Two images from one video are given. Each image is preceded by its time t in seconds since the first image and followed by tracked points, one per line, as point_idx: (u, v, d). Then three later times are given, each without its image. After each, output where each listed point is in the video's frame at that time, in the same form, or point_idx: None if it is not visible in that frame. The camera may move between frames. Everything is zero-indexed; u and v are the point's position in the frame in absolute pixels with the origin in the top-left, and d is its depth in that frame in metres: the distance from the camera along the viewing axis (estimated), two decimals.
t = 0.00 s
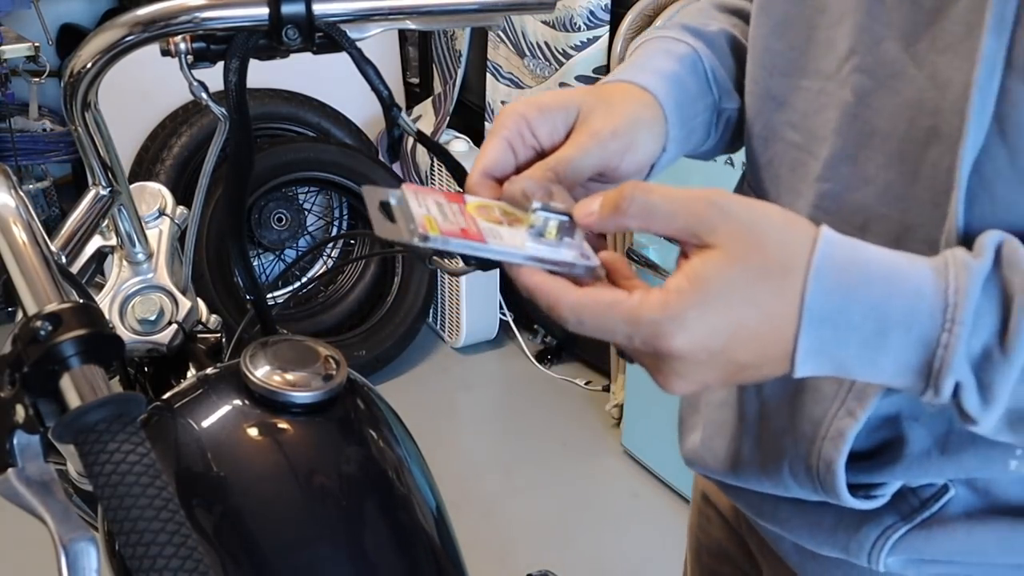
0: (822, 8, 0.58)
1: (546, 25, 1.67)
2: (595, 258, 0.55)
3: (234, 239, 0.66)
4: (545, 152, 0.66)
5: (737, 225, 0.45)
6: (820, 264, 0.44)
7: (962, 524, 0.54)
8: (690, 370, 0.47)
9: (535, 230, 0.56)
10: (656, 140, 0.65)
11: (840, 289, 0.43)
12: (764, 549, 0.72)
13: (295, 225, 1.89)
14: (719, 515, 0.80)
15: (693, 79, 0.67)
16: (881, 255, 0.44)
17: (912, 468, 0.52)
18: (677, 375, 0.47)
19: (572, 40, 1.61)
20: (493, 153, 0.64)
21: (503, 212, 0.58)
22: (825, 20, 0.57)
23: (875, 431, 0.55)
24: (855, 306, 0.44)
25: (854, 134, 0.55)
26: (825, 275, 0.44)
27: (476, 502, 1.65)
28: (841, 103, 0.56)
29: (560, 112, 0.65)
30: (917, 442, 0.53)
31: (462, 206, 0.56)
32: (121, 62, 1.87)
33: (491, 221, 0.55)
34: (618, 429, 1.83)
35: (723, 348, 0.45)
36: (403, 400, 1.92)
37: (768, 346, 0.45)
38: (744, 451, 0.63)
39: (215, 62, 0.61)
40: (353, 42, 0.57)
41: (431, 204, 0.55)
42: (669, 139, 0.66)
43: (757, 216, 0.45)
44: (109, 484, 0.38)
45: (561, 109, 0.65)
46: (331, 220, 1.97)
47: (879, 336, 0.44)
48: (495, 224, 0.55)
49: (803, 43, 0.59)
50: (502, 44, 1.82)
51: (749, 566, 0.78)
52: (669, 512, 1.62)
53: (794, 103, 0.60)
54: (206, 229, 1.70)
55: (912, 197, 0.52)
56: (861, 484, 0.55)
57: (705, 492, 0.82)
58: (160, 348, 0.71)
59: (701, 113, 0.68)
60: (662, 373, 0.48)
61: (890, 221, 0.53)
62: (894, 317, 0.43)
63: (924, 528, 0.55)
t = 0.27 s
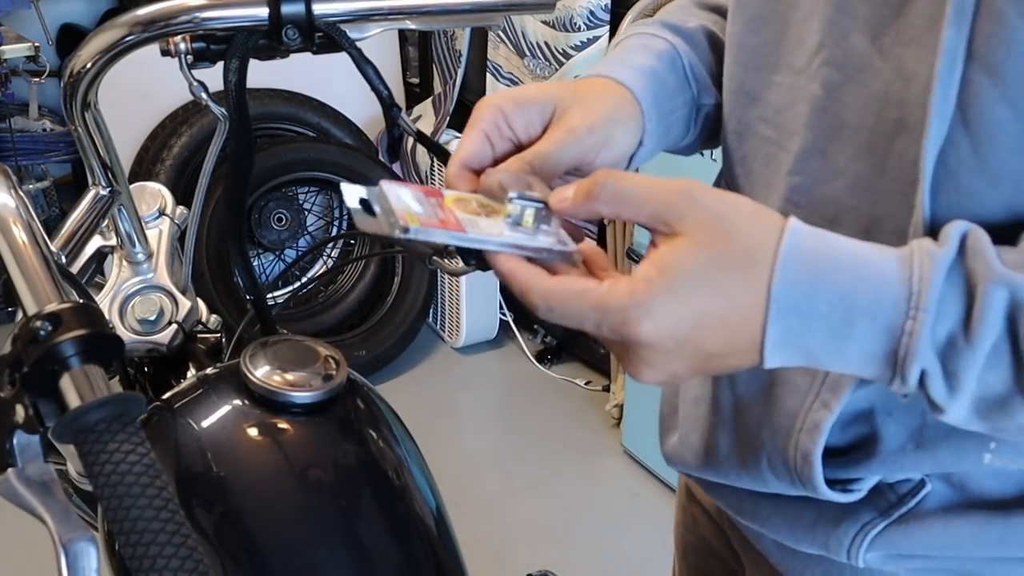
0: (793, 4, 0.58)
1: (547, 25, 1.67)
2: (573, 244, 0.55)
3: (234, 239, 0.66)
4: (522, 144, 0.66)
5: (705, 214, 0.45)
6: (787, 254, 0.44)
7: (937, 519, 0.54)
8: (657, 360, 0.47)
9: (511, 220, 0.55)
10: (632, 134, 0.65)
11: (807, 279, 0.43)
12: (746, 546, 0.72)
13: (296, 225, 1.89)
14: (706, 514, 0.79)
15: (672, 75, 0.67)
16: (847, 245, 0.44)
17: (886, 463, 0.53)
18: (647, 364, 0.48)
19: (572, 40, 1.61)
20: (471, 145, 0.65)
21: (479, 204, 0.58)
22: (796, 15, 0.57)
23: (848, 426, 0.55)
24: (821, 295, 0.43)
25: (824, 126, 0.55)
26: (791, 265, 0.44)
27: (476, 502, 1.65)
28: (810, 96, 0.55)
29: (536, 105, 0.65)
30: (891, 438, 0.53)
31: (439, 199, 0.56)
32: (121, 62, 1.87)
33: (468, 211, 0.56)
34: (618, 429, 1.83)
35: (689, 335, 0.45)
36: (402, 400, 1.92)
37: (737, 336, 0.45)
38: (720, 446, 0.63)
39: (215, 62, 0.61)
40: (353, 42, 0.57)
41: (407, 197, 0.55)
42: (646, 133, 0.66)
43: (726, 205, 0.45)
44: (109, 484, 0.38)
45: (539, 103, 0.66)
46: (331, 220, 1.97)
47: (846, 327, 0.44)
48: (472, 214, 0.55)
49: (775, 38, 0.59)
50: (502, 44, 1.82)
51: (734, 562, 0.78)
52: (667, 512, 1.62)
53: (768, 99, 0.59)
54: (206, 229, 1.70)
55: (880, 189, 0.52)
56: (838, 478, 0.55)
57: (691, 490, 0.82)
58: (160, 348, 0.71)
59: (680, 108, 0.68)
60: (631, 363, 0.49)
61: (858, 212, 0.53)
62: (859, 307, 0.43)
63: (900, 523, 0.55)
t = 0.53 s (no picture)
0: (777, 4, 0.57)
1: (547, 25, 1.67)
2: (559, 248, 0.56)
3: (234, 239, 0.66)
4: (509, 144, 0.67)
5: (682, 220, 0.45)
6: (768, 259, 0.44)
7: (925, 513, 0.54)
8: (643, 360, 0.47)
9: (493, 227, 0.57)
10: (617, 133, 0.65)
11: (788, 282, 0.44)
12: (739, 545, 0.71)
13: (295, 225, 1.89)
14: (699, 511, 0.79)
15: (657, 75, 0.67)
16: (826, 248, 0.44)
17: (875, 458, 0.53)
18: (633, 365, 0.47)
19: (572, 40, 1.61)
20: (456, 146, 0.66)
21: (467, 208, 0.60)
22: (781, 15, 0.57)
23: (837, 422, 0.55)
24: (802, 298, 0.44)
25: (809, 125, 0.55)
26: (771, 268, 0.44)
27: (476, 501, 1.65)
28: (797, 96, 0.55)
29: (521, 105, 0.66)
30: (879, 433, 0.53)
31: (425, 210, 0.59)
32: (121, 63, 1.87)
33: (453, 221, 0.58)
34: (618, 429, 1.83)
35: (671, 341, 0.45)
36: (402, 400, 1.92)
37: (723, 337, 0.45)
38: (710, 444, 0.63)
39: (215, 62, 0.61)
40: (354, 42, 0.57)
41: (393, 212, 0.58)
42: (631, 132, 0.66)
43: (701, 212, 0.45)
44: (109, 484, 0.38)
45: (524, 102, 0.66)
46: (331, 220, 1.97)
47: (830, 329, 0.44)
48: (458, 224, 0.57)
49: (760, 38, 0.59)
50: (502, 44, 1.83)
51: (726, 557, 0.78)
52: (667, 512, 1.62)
53: (751, 98, 0.60)
54: (206, 229, 1.70)
55: (863, 187, 0.52)
56: (828, 474, 0.55)
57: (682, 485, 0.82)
58: (161, 348, 0.71)
59: (666, 108, 0.68)
60: (618, 365, 0.48)
61: (843, 211, 0.53)
62: (842, 308, 0.43)
63: (889, 517, 0.55)
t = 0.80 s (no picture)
0: (769, 4, 0.57)
1: (547, 25, 1.67)
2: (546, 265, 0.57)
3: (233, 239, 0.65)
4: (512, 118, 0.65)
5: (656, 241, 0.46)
6: (740, 280, 0.44)
7: (919, 508, 0.54)
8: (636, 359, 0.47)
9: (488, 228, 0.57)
10: (622, 111, 0.65)
11: (759, 299, 0.43)
12: (736, 544, 0.71)
13: (296, 225, 1.89)
14: (697, 511, 0.79)
15: (659, 61, 0.68)
16: (797, 264, 0.44)
17: (869, 455, 0.53)
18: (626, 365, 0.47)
19: (573, 40, 1.61)
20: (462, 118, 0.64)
21: (474, 189, 0.58)
22: (773, 16, 0.57)
23: (831, 419, 0.55)
24: (772, 315, 0.43)
25: (802, 125, 0.55)
26: (742, 285, 0.44)
27: (476, 501, 1.65)
28: (790, 96, 0.55)
29: (529, 79, 0.64)
30: (872, 430, 0.53)
31: (428, 196, 0.58)
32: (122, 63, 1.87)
33: (453, 217, 0.57)
34: (617, 429, 1.83)
35: (664, 342, 0.45)
36: (402, 400, 1.92)
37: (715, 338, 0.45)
38: (705, 444, 0.63)
39: (215, 62, 0.61)
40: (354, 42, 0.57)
41: (395, 200, 0.57)
42: (635, 116, 0.67)
43: (675, 240, 0.45)
44: (109, 484, 0.38)
45: (534, 75, 0.65)
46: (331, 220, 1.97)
47: (802, 343, 0.43)
48: (457, 223, 0.57)
49: (752, 39, 0.59)
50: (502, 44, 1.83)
51: (724, 555, 0.78)
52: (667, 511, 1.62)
53: (744, 98, 0.60)
54: (206, 229, 1.70)
55: (854, 186, 0.52)
56: (822, 472, 0.55)
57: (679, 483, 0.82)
58: (161, 348, 0.71)
59: (666, 95, 0.69)
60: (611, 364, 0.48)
61: (835, 211, 0.53)
62: (813, 326, 0.43)
63: (883, 513, 0.55)
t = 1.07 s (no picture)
0: (767, 6, 0.57)
1: (547, 25, 1.67)
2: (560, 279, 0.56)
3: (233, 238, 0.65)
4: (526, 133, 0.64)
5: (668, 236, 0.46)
6: (750, 280, 0.44)
7: (916, 506, 0.54)
8: (635, 360, 0.47)
9: (502, 252, 0.55)
10: (633, 123, 0.65)
11: (767, 298, 0.44)
12: (734, 545, 0.71)
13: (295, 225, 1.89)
14: (696, 511, 0.79)
15: (664, 69, 0.68)
16: (805, 264, 0.44)
17: (868, 453, 0.53)
18: (625, 365, 0.47)
19: (573, 40, 1.61)
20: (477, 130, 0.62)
21: (494, 211, 0.54)
22: (771, 16, 0.57)
23: (830, 419, 0.55)
24: (781, 314, 0.44)
25: (800, 126, 0.55)
26: (751, 285, 0.44)
27: (476, 501, 1.65)
28: (788, 97, 0.55)
29: (539, 92, 0.63)
30: (871, 428, 0.53)
31: (448, 215, 0.54)
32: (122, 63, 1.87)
33: (471, 238, 0.54)
34: (617, 429, 1.83)
35: (663, 342, 0.45)
36: (402, 400, 1.92)
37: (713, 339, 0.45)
38: (705, 444, 0.63)
39: (215, 62, 0.61)
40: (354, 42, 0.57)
41: (415, 216, 0.53)
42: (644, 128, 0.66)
43: (692, 231, 0.46)
44: (109, 484, 0.38)
45: (545, 87, 0.64)
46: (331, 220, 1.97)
47: (811, 342, 0.44)
48: (475, 244, 0.54)
49: (749, 41, 0.59)
50: (502, 44, 1.83)
51: (722, 555, 0.78)
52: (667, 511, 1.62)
53: (742, 100, 0.60)
54: (206, 229, 1.70)
55: (854, 186, 0.52)
56: (820, 472, 0.55)
57: (677, 483, 0.82)
58: (160, 347, 0.71)
59: (672, 103, 0.69)
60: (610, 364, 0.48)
61: (833, 211, 0.53)
62: (822, 326, 0.43)
63: (882, 513, 0.55)
